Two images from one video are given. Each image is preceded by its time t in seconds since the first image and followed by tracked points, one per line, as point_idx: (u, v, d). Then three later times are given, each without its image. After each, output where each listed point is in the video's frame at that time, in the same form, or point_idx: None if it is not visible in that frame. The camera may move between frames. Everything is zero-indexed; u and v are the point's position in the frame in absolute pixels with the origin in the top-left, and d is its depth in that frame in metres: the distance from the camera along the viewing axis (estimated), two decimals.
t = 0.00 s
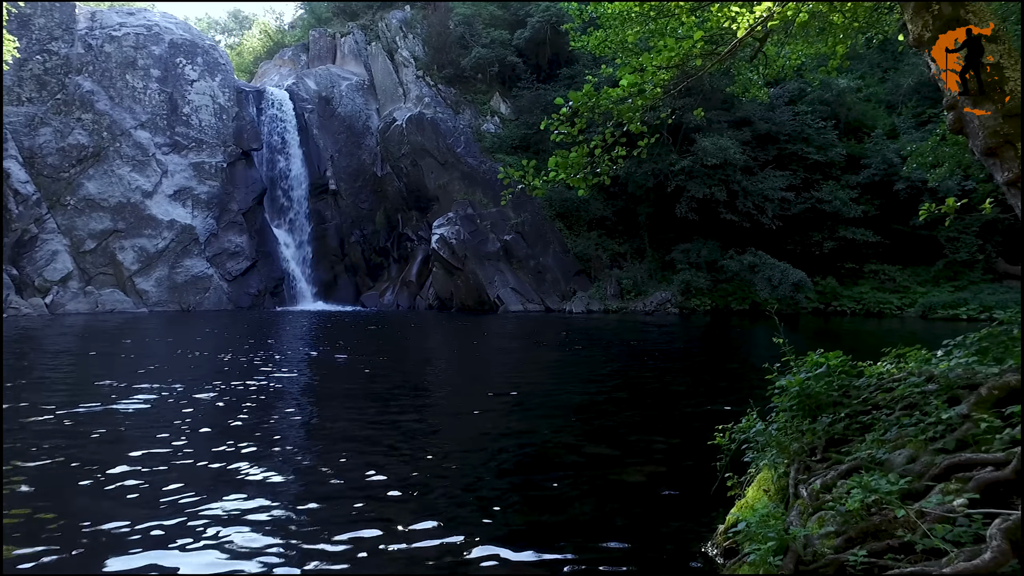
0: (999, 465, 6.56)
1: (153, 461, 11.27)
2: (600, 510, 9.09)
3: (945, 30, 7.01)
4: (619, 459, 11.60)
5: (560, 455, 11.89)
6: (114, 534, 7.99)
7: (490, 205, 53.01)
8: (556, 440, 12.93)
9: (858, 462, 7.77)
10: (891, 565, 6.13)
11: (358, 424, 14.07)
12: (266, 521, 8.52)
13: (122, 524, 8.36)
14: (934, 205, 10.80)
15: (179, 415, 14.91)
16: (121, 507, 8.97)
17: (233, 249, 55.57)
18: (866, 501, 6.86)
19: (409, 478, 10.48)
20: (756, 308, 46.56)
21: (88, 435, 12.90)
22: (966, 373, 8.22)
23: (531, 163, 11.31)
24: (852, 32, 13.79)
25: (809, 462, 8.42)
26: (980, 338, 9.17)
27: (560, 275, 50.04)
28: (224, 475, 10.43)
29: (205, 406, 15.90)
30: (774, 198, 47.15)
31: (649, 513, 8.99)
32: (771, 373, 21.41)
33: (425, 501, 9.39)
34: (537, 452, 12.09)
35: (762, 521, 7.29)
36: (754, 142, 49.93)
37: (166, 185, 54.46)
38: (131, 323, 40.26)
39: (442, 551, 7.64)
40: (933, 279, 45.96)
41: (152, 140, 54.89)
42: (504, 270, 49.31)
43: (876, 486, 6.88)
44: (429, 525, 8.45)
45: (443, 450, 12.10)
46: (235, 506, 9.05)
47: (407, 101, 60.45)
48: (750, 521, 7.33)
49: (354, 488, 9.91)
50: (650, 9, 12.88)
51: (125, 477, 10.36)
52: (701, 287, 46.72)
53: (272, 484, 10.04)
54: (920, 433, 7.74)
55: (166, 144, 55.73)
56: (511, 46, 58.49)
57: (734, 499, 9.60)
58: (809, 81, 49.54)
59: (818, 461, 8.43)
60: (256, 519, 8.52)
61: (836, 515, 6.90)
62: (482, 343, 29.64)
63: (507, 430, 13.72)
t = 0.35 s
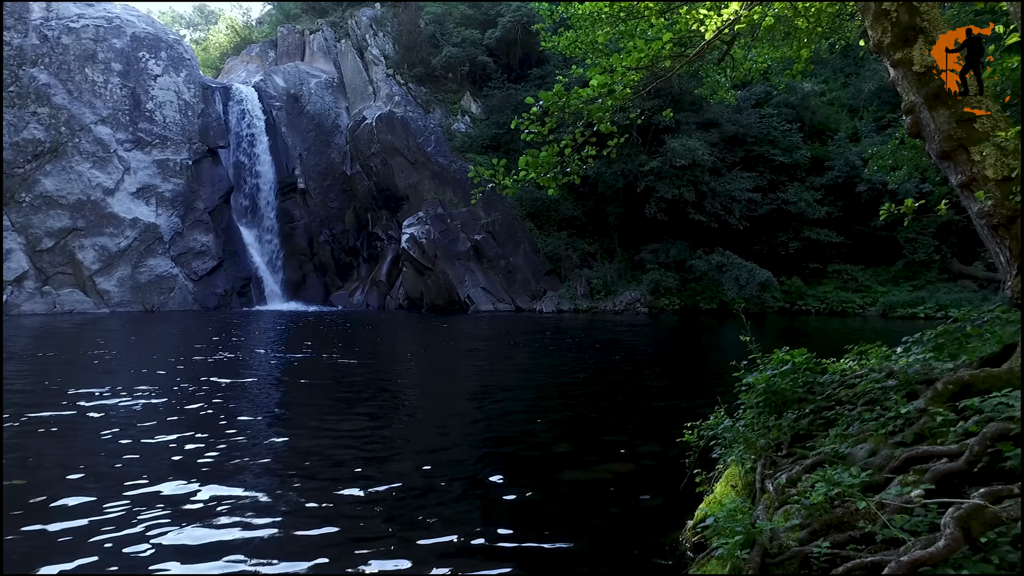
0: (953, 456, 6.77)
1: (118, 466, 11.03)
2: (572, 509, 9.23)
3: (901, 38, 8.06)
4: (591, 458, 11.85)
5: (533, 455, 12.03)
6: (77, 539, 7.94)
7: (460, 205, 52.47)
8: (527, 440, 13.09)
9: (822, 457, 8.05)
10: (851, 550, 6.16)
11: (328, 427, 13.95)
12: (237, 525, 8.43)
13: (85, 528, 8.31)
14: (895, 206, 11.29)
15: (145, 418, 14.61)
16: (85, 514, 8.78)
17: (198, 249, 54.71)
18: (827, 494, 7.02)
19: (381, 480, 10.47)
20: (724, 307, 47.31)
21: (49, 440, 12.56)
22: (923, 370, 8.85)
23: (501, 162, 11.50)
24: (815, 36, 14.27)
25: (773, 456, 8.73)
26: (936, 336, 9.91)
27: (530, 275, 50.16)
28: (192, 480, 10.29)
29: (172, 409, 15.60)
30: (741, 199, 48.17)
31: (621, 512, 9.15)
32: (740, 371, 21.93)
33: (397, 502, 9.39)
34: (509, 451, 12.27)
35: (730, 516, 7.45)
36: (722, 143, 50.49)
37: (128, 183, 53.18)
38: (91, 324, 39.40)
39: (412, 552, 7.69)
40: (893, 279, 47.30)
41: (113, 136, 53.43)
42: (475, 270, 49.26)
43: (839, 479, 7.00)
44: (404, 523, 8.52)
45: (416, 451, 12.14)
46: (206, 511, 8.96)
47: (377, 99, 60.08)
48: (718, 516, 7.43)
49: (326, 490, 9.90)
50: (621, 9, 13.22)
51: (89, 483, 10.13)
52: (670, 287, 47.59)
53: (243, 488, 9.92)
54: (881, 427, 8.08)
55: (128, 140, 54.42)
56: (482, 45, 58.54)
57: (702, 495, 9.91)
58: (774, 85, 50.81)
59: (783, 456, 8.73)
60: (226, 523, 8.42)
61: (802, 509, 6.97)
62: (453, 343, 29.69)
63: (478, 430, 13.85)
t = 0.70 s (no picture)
0: (915, 453, 6.99)
1: (82, 474, 10.75)
2: (546, 510, 9.32)
3: (865, 45, 8.31)
4: (563, 458, 11.98)
5: (507, 456, 12.09)
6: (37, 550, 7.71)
7: (434, 205, 52.54)
8: (500, 440, 13.17)
9: (790, 455, 8.30)
10: (817, 546, 6.31)
11: (300, 430, 13.79)
12: (208, 532, 8.32)
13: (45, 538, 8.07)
14: (859, 208, 11.64)
15: (107, 424, 14.22)
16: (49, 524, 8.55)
17: (166, 248, 53.12)
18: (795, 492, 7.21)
19: (355, 484, 10.42)
20: (694, 307, 48.00)
21: (6, 448, 12.14)
22: (886, 369, 9.19)
23: (473, 163, 11.52)
24: (783, 41, 14.70)
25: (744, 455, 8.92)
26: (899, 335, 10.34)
27: (503, 274, 50.35)
28: (161, 487, 10.10)
29: (139, 414, 15.24)
30: (711, 200, 48.96)
31: (595, 512, 9.28)
32: (711, 370, 22.37)
33: (372, 506, 9.37)
34: (482, 452, 12.34)
35: (702, 516, 7.60)
36: (693, 145, 51.25)
37: (92, 180, 51.93)
38: (52, 325, 38.15)
39: (388, 556, 7.68)
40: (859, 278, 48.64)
41: (75, 132, 52.28)
42: (448, 270, 49.16)
43: (806, 477, 7.17)
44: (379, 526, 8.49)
45: (390, 454, 12.09)
46: (176, 518, 8.83)
47: (349, 98, 59.60)
48: (688, 515, 7.63)
49: (299, 494, 9.81)
50: (594, 11, 13.34)
51: (51, 492, 9.85)
52: (642, 287, 48.08)
53: (214, 494, 9.79)
54: (847, 425, 8.33)
55: (91, 136, 53.21)
56: (455, 45, 58.43)
57: (674, 493, 10.13)
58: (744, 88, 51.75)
59: (753, 454, 8.96)
60: (198, 530, 8.32)
61: (770, 506, 7.15)
62: (425, 343, 29.58)
63: (451, 431, 13.85)
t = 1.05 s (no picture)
0: (875, 448, 7.21)
1: (45, 479, 10.50)
2: (519, 508, 9.40)
3: (828, 50, 8.55)
4: (535, 455, 12.11)
5: (479, 454, 12.17)
6: None
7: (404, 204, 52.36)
8: (472, 439, 13.23)
9: (756, 452, 8.49)
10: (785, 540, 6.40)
11: (268, 432, 13.54)
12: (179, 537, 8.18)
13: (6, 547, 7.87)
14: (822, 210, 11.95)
15: (70, 428, 13.92)
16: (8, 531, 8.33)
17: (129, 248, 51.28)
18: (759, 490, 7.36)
19: (326, 484, 10.37)
20: (663, 306, 48.49)
21: None
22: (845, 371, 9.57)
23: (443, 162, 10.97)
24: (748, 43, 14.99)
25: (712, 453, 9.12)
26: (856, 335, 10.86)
27: (474, 275, 50.13)
28: (127, 491, 9.92)
29: (104, 417, 14.96)
30: (679, 201, 49.82)
31: (568, 510, 9.35)
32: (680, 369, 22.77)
33: (345, 506, 9.36)
34: (454, 450, 12.39)
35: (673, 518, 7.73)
36: (662, 146, 52.13)
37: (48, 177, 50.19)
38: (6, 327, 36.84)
39: (359, 558, 7.61)
40: (823, 278, 49.85)
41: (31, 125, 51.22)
42: (418, 270, 48.64)
43: (772, 473, 7.30)
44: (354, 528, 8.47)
45: (362, 454, 12.02)
46: (140, 526, 8.57)
47: (318, 95, 58.87)
48: (657, 512, 7.75)
49: (271, 496, 9.70)
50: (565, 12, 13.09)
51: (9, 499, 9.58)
52: (612, 287, 48.66)
53: (179, 498, 9.58)
54: (812, 421, 8.56)
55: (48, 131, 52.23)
56: (426, 43, 58.19)
57: (643, 489, 10.30)
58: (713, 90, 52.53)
59: (721, 451, 9.13)
60: (167, 535, 8.20)
61: (737, 502, 7.31)
62: (396, 343, 29.46)
63: (423, 431, 13.85)
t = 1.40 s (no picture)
0: (840, 444, 6.57)
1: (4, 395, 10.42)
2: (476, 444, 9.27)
3: (792, 56, 8.63)
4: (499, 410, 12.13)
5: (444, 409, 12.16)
6: None
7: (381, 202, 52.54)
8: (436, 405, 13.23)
9: (726, 449, 7.38)
10: (756, 500, 5.66)
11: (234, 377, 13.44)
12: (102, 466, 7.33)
13: None
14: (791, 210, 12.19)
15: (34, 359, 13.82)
16: None
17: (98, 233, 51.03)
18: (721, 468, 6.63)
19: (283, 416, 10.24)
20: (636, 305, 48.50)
21: None
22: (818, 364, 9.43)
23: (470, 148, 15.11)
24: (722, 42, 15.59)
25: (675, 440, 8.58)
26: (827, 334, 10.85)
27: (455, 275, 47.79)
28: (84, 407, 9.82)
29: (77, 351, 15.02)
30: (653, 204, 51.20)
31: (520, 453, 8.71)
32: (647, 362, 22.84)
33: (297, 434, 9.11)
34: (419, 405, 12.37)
35: (632, 491, 7.08)
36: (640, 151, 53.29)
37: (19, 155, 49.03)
38: None
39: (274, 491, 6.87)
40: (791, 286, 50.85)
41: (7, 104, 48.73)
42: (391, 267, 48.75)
43: (741, 469, 6.35)
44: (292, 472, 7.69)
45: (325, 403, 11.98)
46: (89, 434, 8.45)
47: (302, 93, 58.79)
48: (627, 511, 6.10)
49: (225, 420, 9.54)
50: None
51: None
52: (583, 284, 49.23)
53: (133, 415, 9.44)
54: (779, 420, 7.93)
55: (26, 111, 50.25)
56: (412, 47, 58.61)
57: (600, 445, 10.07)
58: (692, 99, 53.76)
59: (690, 450, 8.17)
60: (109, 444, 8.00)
61: (707, 500, 5.87)
62: (366, 326, 29.30)
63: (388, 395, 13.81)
